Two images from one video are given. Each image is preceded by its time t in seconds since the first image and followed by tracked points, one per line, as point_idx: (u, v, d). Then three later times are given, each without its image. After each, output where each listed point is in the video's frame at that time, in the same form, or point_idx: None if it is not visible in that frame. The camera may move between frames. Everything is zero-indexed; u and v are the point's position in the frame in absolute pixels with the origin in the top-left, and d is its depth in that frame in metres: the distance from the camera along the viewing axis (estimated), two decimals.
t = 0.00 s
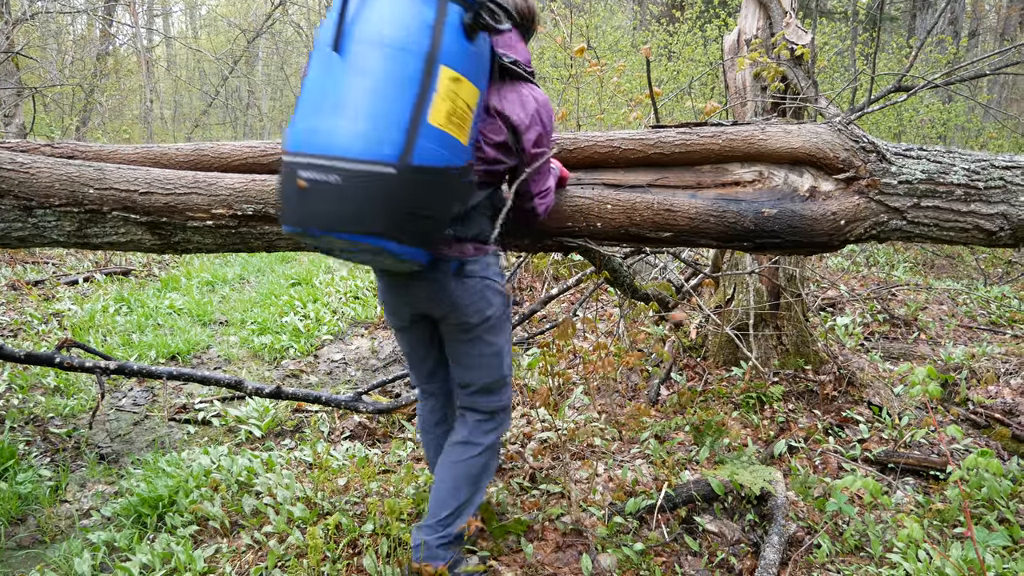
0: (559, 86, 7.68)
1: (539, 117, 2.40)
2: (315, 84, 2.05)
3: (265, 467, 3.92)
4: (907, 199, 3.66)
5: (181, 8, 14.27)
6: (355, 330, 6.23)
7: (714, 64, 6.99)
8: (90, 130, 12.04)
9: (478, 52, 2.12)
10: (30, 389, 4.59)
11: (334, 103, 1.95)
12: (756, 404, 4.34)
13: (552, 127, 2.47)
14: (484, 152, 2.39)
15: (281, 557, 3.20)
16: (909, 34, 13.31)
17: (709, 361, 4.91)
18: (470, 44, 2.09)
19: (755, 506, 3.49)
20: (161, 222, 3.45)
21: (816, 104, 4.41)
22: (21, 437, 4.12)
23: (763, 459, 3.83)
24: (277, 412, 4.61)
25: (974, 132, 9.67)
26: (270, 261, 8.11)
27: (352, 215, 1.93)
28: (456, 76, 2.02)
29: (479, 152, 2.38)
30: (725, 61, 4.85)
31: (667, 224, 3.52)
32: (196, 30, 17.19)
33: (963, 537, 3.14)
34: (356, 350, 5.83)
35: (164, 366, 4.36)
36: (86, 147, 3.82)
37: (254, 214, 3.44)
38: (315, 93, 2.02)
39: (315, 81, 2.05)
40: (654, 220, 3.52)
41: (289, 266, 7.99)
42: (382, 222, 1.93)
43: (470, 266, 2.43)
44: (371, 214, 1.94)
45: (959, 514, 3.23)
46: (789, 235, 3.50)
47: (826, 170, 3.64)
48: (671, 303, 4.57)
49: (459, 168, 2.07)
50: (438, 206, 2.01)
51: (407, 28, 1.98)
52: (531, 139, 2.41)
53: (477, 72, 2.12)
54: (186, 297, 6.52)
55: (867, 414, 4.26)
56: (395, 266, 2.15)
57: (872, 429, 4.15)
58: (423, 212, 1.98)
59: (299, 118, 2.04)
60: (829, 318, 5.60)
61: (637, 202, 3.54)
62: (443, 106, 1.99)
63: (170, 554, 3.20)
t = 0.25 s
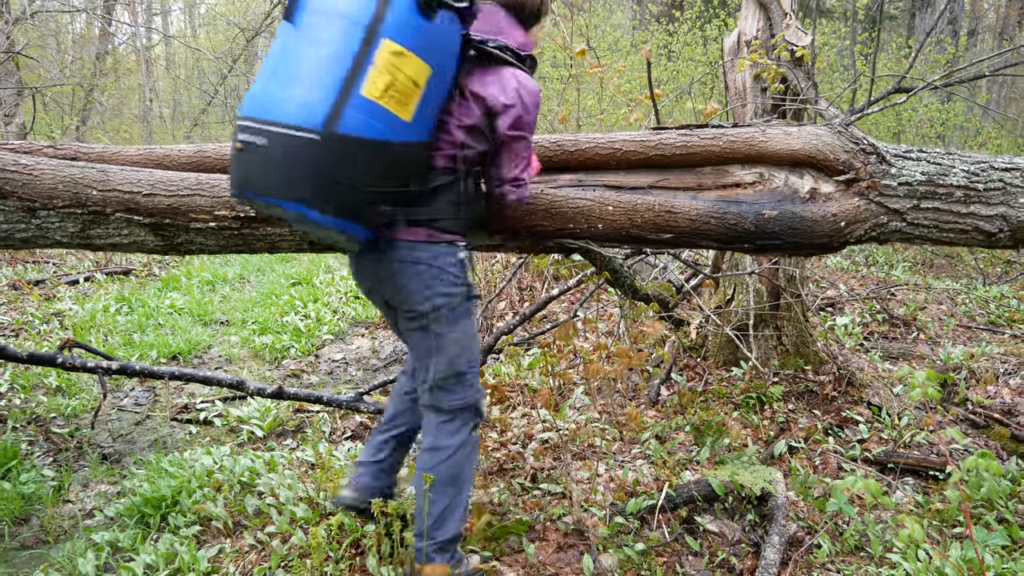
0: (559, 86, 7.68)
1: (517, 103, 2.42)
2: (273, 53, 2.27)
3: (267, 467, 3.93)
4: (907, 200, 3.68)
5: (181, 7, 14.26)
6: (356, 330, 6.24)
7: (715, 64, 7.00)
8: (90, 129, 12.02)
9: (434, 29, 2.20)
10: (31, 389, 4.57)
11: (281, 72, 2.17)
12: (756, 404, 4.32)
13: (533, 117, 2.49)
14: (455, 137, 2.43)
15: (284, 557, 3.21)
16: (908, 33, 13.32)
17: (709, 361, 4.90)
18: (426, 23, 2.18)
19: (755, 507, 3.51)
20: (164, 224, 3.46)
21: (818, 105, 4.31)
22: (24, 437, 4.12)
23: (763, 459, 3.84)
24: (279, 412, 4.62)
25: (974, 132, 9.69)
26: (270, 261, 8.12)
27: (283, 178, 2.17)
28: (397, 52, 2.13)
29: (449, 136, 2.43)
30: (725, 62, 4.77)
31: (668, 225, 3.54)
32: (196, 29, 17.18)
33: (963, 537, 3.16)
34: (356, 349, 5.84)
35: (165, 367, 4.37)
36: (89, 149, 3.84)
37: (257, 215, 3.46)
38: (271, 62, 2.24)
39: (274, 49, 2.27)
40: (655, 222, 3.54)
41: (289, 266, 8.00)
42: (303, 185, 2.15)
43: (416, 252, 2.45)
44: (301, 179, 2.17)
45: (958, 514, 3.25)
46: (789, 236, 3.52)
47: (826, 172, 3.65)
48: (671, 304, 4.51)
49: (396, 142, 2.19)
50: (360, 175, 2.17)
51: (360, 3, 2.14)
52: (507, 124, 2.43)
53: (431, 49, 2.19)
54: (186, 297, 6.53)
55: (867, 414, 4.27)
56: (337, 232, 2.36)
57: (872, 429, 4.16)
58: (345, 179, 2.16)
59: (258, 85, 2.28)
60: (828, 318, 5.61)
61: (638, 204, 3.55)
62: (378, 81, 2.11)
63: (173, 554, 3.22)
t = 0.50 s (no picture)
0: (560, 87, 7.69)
1: (464, 104, 2.27)
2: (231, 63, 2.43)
3: (270, 468, 3.94)
4: (908, 203, 3.69)
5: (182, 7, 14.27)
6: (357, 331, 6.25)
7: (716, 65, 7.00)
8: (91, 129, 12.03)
9: (370, 38, 2.18)
10: (35, 390, 4.55)
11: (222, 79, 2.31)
12: (758, 405, 4.29)
13: (487, 120, 2.29)
14: (405, 141, 2.38)
15: (287, 558, 3.23)
16: (908, 33, 13.32)
17: (710, 362, 4.82)
18: (360, 30, 2.17)
19: (757, 508, 3.53)
20: (168, 226, 3.48)
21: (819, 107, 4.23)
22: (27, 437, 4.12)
23: (764, 460, 3.84)
24: (282, 413, 4.62)
25: (974, 132, 9.70)
26: (272, 261, 8.13)
27: (208, 179, 2.31)
28: (320, 58, 2.14)
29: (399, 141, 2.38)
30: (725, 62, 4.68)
31: (671, 228, 3.56)
32: (197, 29, 17.19)
33: (965, 538, 3.17)
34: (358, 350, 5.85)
35: (169, 367, 4.37)
36: (94, 152, 3.83)
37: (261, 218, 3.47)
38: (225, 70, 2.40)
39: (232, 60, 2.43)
40: (658, 224, 3.56)
41: (290, 266, 8.01)
42: (225, 187, 2.25)
43: (361, 255, 2.41)
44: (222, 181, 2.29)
45: (960, 515, 3.26)
46: (791, 238, 3.54)
47: (828, 174, 3.66)
48: (673, 306, 4.42)
49: (317, 147, 2.20)
50: (278, 177, 2.20)
51: (297, 14, 2.19)
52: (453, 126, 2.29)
53: (362, 55, 2.17)
54: (188, 297, 6.54)
55: (868, 416, 4.23)
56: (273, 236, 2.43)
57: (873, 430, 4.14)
58: (261, 182, 2.21)
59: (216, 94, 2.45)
60: (829, 318, 5.62)
61: (641, 206, 3.57)
62: (298, 85, 2.14)
63: (178, 555, 3.24)
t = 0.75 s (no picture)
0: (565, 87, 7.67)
1: (397, 86, 2.35)
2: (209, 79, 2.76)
3: (277, 469, 3.95)
4: (915, 205, 3.67)
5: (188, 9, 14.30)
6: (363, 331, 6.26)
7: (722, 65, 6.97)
8: (98, 131, 12.07)
9: (302, 32, 2.42)
10: (44, 390, 4.55)
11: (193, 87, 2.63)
12: (763, 407, 4.23)
13: (417, 99, 2.33)
14: (353, 133, 2.50)
15: (294, 559, 3.25)
16: (915, 32, 13.24)
17: (716, 363, 4.75)
18: (294, 27, 2.42)
19: (762, 510, 3.53)
20: (176, 228, 3.51)
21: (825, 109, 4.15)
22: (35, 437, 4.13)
23: (770, 463, 3.81)
24: (288, 413, 4.62)
25: (982, 132, 9.64)
26: (278, 262, 8.15)
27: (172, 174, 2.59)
28: (253, 51, 2.40)
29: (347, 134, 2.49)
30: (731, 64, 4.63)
31: (676, 230, 3.56)
32: (203, 30, 17.23)
33: (972, 542, 3.17)
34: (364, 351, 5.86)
35: (175, 367, 4.38)
36: (101, 154, 3.82)
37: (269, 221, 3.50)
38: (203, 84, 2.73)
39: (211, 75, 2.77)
40: (663, 227, 3.56)
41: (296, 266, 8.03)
42: (180, 179, 2.50)
43: (309, 251, 2.53)
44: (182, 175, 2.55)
45: (967, 519, 3.25)
46: (797, 241, 3.53)
47: (834, 176, 3.66)
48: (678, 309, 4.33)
49: (256, 132, 2.42)
50: (222, 161, 2.42)
51: (240, 19, 2.50)
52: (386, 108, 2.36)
53: (293, 46, 2.40)
54: (195, 298, 6.56)
55: (874, 417, 4.19)
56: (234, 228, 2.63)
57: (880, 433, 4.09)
58: (207, 169, 2.44)
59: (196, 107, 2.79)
60: (835, 319, 5.59)
61: (646, 209, 3.57)
62: (236, 75, 2.40)
63: (185, 555, 3.26)
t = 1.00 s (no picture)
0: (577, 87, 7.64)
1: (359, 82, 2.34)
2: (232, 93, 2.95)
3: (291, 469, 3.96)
4: (931, 207, 3.65)
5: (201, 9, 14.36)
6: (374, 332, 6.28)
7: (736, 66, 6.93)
8: (111, 131, 12.13)
9: (286, 39, 2.51)
10: (60, 389, 4.57)
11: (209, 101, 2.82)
12: (777, 410, 4.20)
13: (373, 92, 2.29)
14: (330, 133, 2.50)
15: (309, 558, 3.27)
16: (928, 31, 13.13)
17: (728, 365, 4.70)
18: (279, 33, 2.51)
19: (776, 513, 3.53)
20: (192, 230, 3.54)
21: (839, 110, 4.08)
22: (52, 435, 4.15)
23: (784, 466, 3.78)
24: (301, 413, 4.62)
25: (998, 132, 9.57)
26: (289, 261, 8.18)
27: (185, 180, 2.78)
28: (243, 60, 2.53)
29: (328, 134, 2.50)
30: (744, 65, 4.57)
31: (690, 232, 3.56)
32: (214, 30, 17.29)
33: (988, 547, 3.16)
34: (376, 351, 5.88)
35: (190, 367, 4.40)
36: (118, 156, 3.83)
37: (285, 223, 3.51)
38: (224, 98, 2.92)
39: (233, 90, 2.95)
40: (677, 229, 3.56)
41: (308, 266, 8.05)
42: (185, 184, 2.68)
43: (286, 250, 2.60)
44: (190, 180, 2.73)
45: (983, 524, 3.24)
46: (812, 243, 3.51)
47: (849, 178, 3.63)
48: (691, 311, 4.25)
49: (238, 136, 2.52)
50: (212, 165, 2.56)
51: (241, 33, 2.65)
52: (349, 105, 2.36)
53: (277, 53, 2.50)
54: (208, 298, 6.59)
55: (889, 420, 4.16)
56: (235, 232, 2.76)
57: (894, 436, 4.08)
58: (201, 172, 2.59)
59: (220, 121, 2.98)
60: (849, 321, 5.57)
61: (660, 211, 3.57)
62: (226, 83, 2.54)
63: (202, 554, 3.29)
